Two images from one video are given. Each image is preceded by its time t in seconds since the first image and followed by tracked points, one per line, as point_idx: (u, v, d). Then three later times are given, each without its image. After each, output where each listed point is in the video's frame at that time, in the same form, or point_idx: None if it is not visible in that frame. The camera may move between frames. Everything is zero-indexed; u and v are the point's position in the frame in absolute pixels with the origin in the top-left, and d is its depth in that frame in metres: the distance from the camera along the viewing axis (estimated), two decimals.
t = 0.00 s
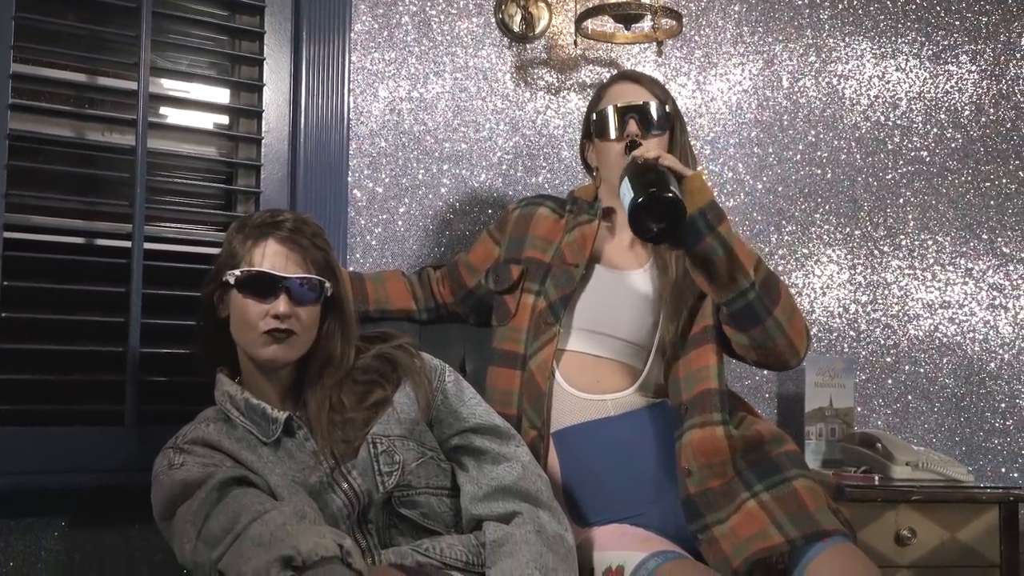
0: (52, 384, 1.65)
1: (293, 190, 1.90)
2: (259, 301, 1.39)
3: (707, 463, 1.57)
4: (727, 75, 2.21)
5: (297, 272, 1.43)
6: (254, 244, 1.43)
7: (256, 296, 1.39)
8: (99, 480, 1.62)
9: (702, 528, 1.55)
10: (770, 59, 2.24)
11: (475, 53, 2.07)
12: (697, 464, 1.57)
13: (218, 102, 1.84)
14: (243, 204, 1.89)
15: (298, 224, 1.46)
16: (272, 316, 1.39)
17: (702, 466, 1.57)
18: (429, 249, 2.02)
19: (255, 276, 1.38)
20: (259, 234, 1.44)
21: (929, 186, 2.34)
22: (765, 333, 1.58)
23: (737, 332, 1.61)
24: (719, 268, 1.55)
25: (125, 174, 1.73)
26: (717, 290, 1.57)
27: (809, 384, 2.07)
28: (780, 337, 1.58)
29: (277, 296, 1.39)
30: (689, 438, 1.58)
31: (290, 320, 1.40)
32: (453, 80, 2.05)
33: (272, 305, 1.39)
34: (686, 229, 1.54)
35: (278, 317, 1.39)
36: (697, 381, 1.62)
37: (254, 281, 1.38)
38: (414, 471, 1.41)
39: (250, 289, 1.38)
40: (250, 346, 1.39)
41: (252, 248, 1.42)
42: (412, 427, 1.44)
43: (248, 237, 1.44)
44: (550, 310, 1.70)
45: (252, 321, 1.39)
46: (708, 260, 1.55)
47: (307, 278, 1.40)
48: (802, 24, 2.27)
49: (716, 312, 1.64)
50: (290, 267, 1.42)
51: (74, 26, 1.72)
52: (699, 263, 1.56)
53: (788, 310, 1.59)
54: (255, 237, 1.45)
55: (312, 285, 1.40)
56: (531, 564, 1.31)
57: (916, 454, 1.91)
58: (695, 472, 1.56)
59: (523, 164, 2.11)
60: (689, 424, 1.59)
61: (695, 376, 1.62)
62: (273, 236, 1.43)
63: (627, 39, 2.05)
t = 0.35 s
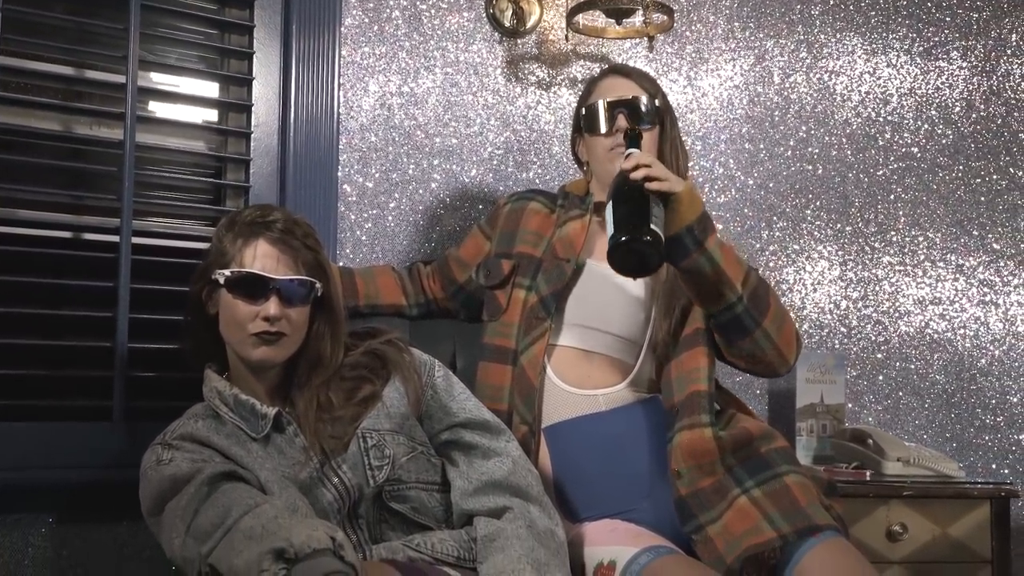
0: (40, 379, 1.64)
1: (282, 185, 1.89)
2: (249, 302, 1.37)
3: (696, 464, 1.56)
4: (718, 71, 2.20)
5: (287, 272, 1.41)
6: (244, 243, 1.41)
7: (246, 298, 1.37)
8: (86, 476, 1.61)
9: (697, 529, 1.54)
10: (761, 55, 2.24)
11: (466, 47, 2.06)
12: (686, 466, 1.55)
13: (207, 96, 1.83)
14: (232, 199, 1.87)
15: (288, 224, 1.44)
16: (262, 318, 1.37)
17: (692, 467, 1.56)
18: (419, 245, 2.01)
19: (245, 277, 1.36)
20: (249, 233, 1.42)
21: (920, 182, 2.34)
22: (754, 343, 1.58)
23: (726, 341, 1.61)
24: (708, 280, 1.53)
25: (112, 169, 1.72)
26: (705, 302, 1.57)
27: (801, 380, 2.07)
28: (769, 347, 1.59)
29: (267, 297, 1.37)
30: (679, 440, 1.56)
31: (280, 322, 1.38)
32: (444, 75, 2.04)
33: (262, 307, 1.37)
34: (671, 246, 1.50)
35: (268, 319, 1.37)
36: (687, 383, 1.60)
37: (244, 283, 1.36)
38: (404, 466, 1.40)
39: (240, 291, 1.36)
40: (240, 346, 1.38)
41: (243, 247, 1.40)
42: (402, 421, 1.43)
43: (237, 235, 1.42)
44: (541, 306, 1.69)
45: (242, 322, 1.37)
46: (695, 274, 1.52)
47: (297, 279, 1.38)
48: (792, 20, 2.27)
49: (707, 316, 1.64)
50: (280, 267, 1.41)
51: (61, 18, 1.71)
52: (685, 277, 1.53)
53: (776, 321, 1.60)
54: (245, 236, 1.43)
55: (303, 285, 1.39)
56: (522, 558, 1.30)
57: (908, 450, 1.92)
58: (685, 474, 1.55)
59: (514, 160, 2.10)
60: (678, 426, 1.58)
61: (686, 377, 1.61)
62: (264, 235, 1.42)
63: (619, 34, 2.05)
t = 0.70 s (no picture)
0: (28, 375, 1.63)
1: (273, 180, 1.87)
2: (244, 291, 1.36)
3: (685, 471, 1.55)
4: (712, 67, 2.19)
5: (283, 260, 1.40)
6: (241, 231, 1.40)
7: (242, 287, 1.36)
8: (75, 473, 1.59)
9: (694, 535, 1.53)
10: (755, 51, 2.23)
11: (459, 42, 2.05)
12: (675, 474, 1.54)
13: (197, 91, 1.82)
14: (223, 194, 1.86)
15: (285, 212, 1.42)
16: (257, 307, 1.36)
17: (681, 474, 1.55)
18: (412, 241, 1.99)
19: (241, 265, 1.36)
20: (245, 220, 1.40)
21: (914, 178, 2.34)
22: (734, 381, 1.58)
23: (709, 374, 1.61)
24: (696, 314, 1.52)
25: (101, 164, 1.71)
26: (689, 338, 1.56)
27: (795, 376, 2.05)
28: (750, 386, 1.58)
29: (262, 286, 1.36)
30: (662, 449, 1.55)
31: (276, 311, 1.37)
32: (436, 70, 2.03)
33: (258, 296, 1.36)
34: (661, 283, 1.51)
35: (264, 308, 1.36)
36: (666, 392, 1.59)
37: (239, 270, 1.36)
38: (394, 462, 1.39)
39: (236, 279, 1.36)
40: (234, 335, 1.37)
41: (238, 235, 1.39)
42: (393, 416, 1.42)
43: (233, 223, 1.40)
44: (534, 302, 1.67)
45: (237, 311, 1.36)
46: (682, 312, 1.52)
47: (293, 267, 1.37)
48: (786, 16, 2.26)
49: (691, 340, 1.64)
50: (277, 256, 1.40)
51: (50, 12, 1.70)
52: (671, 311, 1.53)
53: (758, 353, 1.58)
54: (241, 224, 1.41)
55: (298, 274, 1.38)
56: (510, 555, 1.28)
57: (903, 447, 1.91)
58: (675, 482, 1.54)
59: (507, 156, 2.09)
60: (660, 435, 1.56)
61: (666, 386, 1.59)
62: (259, 222, 1.40)
63: (612, 30, 2.05)
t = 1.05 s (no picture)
0: (19, 369, 1.62)
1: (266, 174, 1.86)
2: (282, 265, 1.32)
3: (679, 472, 1.57)
4: (708, 61, 2.18)
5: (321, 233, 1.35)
6: (270, 205, 1.35)
7: (279, 260, 1.32)
8: (66, 468, 1.58)
9: (693, 537, 1.53)
10: (752, 46, 2.22)
11: (454, 36, 2.04)
12: (671, 477, 1.56)
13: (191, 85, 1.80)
14: (216, 188, 1.85)
15: (312, 178, 1.37)
16: (299, 279, 1.32)
17: (677, 475, 1.56)
18: (407, 236, 1.98)
19: (276, 239, 1.32)
20: (273, 192, 1.36)
21: (911, 173, 2.33)
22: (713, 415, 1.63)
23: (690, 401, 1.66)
24: (696, 369, 1.57)
25: (94, 158, 1.70)
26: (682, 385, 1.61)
27: (792, 372, 2.03)
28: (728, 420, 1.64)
29: (301, 257, 1.32)
30: (652, 454, 1.57)
31: (318, 283, 1.32)
32: (431, 64, 2.02)
33: (297, 268, 1.32)
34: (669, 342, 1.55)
35: (305, 281, 1.32)
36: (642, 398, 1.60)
37: (276, 244, 1.32)
38: (408, 465, 1.31)
39: (273, 250, 1.32)
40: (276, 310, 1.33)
41: (267, 210, 1.34)
42: (415, 417, 1.33)
43: (263, 197, 1.36)
44: (529, 297, 1.66)
45: (276, 282, 1.32)
46: (682, 367, 1.57)
47: (332, 237, 1.32)
48: (783, 10, 2.25)
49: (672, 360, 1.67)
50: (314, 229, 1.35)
51: (42, 5, 1.69)
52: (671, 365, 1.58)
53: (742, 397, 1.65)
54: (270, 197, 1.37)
55: (333, 240, 1.33)
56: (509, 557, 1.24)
57: (899, 442, 1.90)
58: (671, 483, 1.55)
59: (503, 150, 2.08)
60: (648, 439, 1.57)
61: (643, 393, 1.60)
62: (288, 194, 1.35)
63: (608, 23, 2.04)
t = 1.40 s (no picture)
0: (12, 367, 1.62)
1: (261, 172, 1.85)
2: (323, 253, 1.25)
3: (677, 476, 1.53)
4: (705, 58, 2.17)
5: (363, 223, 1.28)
6: (312, 193, 1.28)
7: (320, 249, 1.25)
8: (59, 467, 1.57)
9: (692, 540, 1.48)
10: (749, 43, 2.21)
11: (450, 33, 2.03)
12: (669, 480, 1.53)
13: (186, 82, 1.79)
14: (211, 186, 1.84)
15: (355, 167, 1.29)
16: (337, 269, 1.25)
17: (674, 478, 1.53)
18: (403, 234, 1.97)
19: (317, 227, 1.24)
20: (317, 181, 1.28)
21: (909, 171, 2.32)
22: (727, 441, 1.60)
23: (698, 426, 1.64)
24: (706, 431, 1.56)
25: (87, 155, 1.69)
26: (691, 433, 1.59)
27: (789, 372, 2.03)
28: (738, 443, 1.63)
29: (341, 246, 1.25)
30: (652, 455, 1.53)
31: (358, 272, 1.25)
32: (427, 61, 2.01)
33: (336, 257, 1.24)
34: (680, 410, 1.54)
35: (345, 270, 1.25)
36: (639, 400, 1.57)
37: (314, 234, 1.24)
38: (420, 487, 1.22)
39: (313, 239, 1.24)
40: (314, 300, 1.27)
41: (309, 198, 1.27)
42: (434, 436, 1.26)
43: (306, 185, 1.29)
44: (526, 295, 1.64)
45: (316, 270, 1.25)
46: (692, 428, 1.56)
47: (372, 227, 1.25)
48: (780, 7, 2.24)
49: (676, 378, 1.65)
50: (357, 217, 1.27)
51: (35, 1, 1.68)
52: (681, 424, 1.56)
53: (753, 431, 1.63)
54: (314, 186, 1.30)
55: (375, 229, 1.25)
56: (414, 451, 1.12)
57: (896, 441, 1.90)
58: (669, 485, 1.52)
59: (499, 148, 2.07)
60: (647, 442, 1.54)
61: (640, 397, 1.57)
62: (331, 182, 1.28)
63: (604, 21, 2.03)
